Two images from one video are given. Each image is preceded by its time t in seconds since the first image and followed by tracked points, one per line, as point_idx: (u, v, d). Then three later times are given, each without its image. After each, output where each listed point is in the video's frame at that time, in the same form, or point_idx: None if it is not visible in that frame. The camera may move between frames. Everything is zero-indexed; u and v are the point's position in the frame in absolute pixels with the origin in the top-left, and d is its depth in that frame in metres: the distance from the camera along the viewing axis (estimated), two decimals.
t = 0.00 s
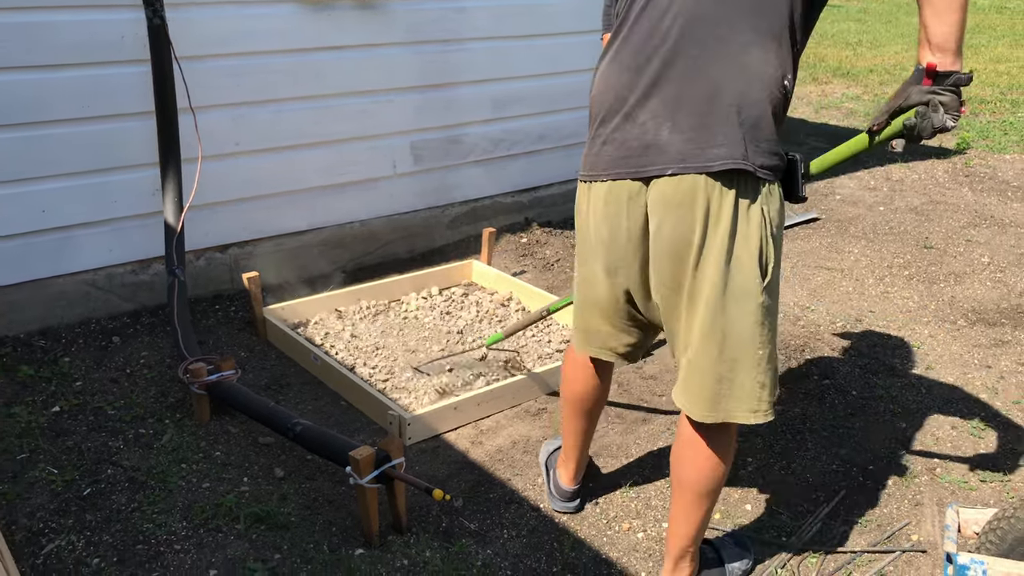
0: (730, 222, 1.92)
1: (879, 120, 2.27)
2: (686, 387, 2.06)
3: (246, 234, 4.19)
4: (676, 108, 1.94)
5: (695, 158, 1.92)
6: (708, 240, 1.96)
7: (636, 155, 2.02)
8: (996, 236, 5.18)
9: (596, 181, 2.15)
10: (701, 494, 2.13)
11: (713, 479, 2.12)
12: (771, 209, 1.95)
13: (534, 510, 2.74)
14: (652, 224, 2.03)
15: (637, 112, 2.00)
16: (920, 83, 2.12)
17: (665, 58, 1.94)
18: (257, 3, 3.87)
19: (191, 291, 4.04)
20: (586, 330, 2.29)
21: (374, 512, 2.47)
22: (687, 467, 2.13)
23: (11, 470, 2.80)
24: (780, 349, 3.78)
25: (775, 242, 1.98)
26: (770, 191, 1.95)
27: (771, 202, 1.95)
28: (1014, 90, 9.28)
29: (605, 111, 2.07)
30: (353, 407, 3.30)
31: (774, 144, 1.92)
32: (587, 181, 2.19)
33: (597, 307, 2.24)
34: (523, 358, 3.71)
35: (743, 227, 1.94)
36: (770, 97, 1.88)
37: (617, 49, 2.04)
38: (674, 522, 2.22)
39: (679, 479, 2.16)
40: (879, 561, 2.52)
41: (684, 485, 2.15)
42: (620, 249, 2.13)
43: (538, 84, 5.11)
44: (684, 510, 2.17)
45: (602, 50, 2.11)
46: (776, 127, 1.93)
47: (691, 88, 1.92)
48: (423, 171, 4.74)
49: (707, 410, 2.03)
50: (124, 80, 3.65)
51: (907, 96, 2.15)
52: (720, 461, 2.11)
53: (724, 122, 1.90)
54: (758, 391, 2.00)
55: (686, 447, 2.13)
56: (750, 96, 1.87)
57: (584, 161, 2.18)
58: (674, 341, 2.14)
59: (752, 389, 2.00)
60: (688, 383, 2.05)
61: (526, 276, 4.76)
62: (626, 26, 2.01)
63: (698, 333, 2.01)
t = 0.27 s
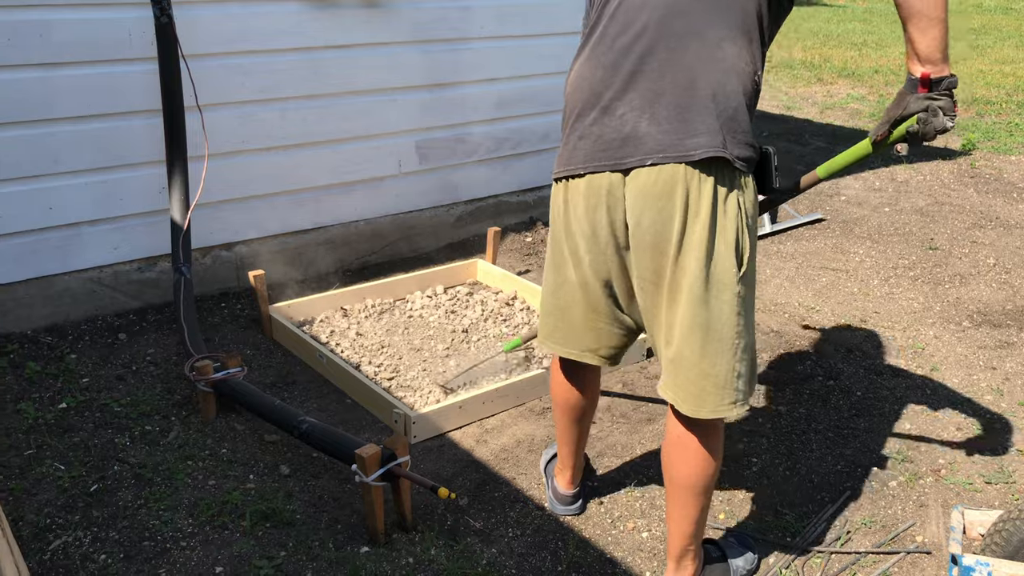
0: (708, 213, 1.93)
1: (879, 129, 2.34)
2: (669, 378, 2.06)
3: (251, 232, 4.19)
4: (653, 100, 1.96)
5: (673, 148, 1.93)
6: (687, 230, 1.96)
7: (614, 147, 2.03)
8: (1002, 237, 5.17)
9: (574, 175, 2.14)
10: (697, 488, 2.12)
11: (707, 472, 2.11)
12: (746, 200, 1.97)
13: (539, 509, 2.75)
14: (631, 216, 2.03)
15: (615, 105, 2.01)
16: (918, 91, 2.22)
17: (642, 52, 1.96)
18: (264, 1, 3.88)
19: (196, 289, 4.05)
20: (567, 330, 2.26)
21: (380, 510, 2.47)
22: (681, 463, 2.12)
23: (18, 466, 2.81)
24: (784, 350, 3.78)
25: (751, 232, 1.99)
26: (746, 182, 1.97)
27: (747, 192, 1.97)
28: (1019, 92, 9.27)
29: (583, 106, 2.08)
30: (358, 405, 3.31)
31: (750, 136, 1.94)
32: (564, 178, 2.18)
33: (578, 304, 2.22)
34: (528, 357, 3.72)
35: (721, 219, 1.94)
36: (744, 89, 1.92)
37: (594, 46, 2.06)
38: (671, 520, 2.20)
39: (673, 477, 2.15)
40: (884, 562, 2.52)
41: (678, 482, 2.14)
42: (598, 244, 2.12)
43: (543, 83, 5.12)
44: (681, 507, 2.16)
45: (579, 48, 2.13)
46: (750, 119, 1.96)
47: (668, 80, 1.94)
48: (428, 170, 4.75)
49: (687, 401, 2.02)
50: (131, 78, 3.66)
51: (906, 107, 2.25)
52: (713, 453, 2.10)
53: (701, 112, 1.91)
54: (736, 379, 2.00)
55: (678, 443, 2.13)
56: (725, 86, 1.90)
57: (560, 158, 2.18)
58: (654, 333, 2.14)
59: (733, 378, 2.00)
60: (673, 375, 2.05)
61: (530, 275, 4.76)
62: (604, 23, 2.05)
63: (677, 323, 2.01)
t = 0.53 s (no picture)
0: (681, 203, 1.93)
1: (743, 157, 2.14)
2: (636, 367, 2.05)
3: (258, 233, 4.21)
4: (632, 94, 1.96)
5: (650, 142, 1.93)
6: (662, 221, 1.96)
7: (593, 141, 2.03)
8: (1010, 243, 5.16)
9: (554, 168, 2.14)
10: (693, 482, 2.12)
11: (701, 463, 2.11)
12: (720, 193, 1.98)
13: (544, 512, 2.75)
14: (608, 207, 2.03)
15: (594, 99, 2.01)
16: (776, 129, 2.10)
17: (621, 48, 1.97)
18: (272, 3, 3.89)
19: (203, 289, 4.06)
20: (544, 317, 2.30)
21: (384, 512, 2.47)
22: (675, 457, 2.12)
23: (24, 465, 2.82)
24: (790, 355, 3.77)
25: (725, 225, 2.00)
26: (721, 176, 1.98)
27: (720, 185, 1.98)
28: None
29: (563, 100, 2.08)
30: (363, 407, 3.31)
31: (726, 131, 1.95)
32: (544, 171, 2.17)
33: (556, 292, 2.25)
34: (533, 360, 3.72)
35: (694, 210, 1.95)
36: (721, 85, 1.92)
37: (576, 41, 2.06)
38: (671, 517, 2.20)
39: (669, 472, 2.14)
40: (889, 569, 2.51)
41: (672, 476, 2.14)
42: (576, 235, 2.12)
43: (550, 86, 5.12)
44: (680, 503, 2.15)
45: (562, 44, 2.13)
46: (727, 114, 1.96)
47: (646, 75, 1.94)
48: (435, 172, 4.75)
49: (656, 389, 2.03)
50: (139, 78, 3.67)
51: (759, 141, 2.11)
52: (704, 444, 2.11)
53: (678, 106, 1.92)
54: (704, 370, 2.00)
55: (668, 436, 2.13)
56: (702, 81, 1.91)
57: (541, 152, 2.18)
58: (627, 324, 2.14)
59: (698, 367, 2.00)
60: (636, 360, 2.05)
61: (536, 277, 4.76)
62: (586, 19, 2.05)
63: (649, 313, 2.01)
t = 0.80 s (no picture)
0: (681, 201, 1.96)
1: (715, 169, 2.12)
2: (633, 359, 2.07)
3: (264, 236, 4.22)
4: (628, 93, 1.98)
5: (649, 137, 1.95)
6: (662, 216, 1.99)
7: (590, 139, 2.03)
8: (1016, 249, 5.14)
9: (549, 167, 2.13)
10: (694, 477, 2.11)
11: (704, 459, 2.10)
12: (716, 191, 2.03)
13: (547, 517, 2.75)
14: (607, 203, 2.04)
15: (590, 98, 2.02)
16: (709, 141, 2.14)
17: (615, 48, 1.98)
18: (279, 7, 3.91)
19: (209, 292, 4.08)
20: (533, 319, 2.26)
21: (388, 516, 2.48)
22: (676, 451, 2.11)
23: (30, 466, 2.83)
24: (794, 360, 3.76)
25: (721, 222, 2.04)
26: (715, 173, 2.03)
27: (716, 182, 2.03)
28: None
29: (558, 100, 2.08)
30: (367, 410, 3.32)
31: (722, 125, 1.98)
32: (539, 171, 2.17)
33: (546, 294, 2.22)
34: (538, 364, 3.72)
35: (694, 205, 1.99)
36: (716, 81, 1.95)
37: (569, 43, 2.07)
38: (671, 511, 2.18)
39: (670, 465, 2.13)
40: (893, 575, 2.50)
41: (671, 473, 2.14)
42: (574, 232, 2.12)
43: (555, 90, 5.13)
44: (681, 497, 2.14)
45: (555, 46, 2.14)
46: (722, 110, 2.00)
47: (642, 73, 1.96)
48: (440, 176, 4.76)
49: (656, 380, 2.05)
50: (146, 82, 3.69)
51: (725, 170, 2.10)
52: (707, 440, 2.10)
53: (676, 102, 1.94)
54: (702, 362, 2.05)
55: (667, 432, 2.13)
56: (698, 77, 1.93)
57: (535, 153, 2.18)
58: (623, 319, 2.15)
59: (693, 361, 2.05)
60: (630, 352, 2.08)
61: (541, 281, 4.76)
62: (578, 21, 2.06)
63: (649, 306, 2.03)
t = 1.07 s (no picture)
0: (684, 207, 1.96)
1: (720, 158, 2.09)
2: (639, 368, 2.06)
3: (265, 239, 4.23)
4: (632, 99, 1.98)
5: (652, 144, 1.96)
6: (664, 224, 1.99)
7: (592, 144, 2.03)
8: (1017, 251, 5.14)
9: (551, 172, 2.13)
10: (670, 488, 2.11)
11: (681, 471, 2.10)
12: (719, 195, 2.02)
13: (548, 519, 2.75)
14: (609, 210, 2.04)
15: (593, 104, 2.02)
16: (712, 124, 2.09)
17: (620, 52, 1.98)
18: (281, 10, 3.92)
19: (210, 295, 4.08)
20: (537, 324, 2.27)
21: (389, 518, 2.48)
22: (655, 461, 2.12)
23: (31, 469, 2.84)
24: (795, 363, 3.76)
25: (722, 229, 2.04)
26: (717, 180, 2.01)
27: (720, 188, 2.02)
28: None
29: (560, 106, 2.08)
30: (368, 412, 3.32)
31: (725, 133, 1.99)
32: (541, 177, 2.17)
33: (550, 299, 2.23)
34: (538, 367, 3.72)
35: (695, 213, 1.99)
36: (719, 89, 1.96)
37: (571, 48, 2.07)
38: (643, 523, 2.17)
39: (647, 475, 2.14)
40: None
41: (650, 482, 2.13)
42: (576, 239, 2.12)
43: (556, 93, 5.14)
44: (655, 508, 2.14)
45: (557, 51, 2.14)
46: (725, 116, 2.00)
47: (645, 79, 1.97)
48: (441, 179, 4.77)
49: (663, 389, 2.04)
50: (148, 85, 3.70)
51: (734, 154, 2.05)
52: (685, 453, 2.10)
53: (679, 110, 1.95)
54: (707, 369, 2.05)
55: (649, 440, 2.13)
56: (702, 84, 1.94)
57: (537, 158, 2.18)
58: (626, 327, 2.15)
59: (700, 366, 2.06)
60: (639, 362, 2.06)
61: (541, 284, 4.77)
62: (581, 26, 2.06)
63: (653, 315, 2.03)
